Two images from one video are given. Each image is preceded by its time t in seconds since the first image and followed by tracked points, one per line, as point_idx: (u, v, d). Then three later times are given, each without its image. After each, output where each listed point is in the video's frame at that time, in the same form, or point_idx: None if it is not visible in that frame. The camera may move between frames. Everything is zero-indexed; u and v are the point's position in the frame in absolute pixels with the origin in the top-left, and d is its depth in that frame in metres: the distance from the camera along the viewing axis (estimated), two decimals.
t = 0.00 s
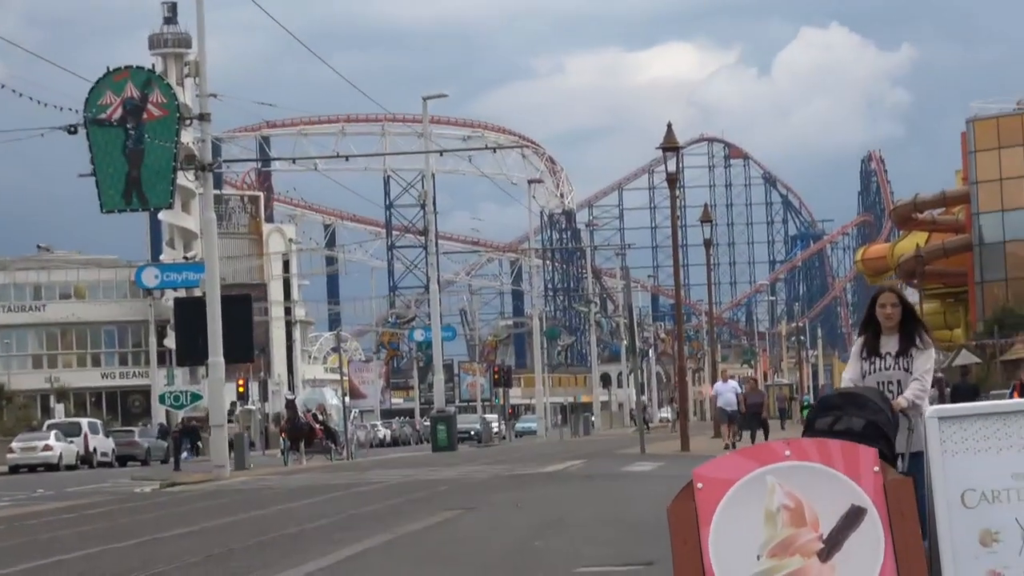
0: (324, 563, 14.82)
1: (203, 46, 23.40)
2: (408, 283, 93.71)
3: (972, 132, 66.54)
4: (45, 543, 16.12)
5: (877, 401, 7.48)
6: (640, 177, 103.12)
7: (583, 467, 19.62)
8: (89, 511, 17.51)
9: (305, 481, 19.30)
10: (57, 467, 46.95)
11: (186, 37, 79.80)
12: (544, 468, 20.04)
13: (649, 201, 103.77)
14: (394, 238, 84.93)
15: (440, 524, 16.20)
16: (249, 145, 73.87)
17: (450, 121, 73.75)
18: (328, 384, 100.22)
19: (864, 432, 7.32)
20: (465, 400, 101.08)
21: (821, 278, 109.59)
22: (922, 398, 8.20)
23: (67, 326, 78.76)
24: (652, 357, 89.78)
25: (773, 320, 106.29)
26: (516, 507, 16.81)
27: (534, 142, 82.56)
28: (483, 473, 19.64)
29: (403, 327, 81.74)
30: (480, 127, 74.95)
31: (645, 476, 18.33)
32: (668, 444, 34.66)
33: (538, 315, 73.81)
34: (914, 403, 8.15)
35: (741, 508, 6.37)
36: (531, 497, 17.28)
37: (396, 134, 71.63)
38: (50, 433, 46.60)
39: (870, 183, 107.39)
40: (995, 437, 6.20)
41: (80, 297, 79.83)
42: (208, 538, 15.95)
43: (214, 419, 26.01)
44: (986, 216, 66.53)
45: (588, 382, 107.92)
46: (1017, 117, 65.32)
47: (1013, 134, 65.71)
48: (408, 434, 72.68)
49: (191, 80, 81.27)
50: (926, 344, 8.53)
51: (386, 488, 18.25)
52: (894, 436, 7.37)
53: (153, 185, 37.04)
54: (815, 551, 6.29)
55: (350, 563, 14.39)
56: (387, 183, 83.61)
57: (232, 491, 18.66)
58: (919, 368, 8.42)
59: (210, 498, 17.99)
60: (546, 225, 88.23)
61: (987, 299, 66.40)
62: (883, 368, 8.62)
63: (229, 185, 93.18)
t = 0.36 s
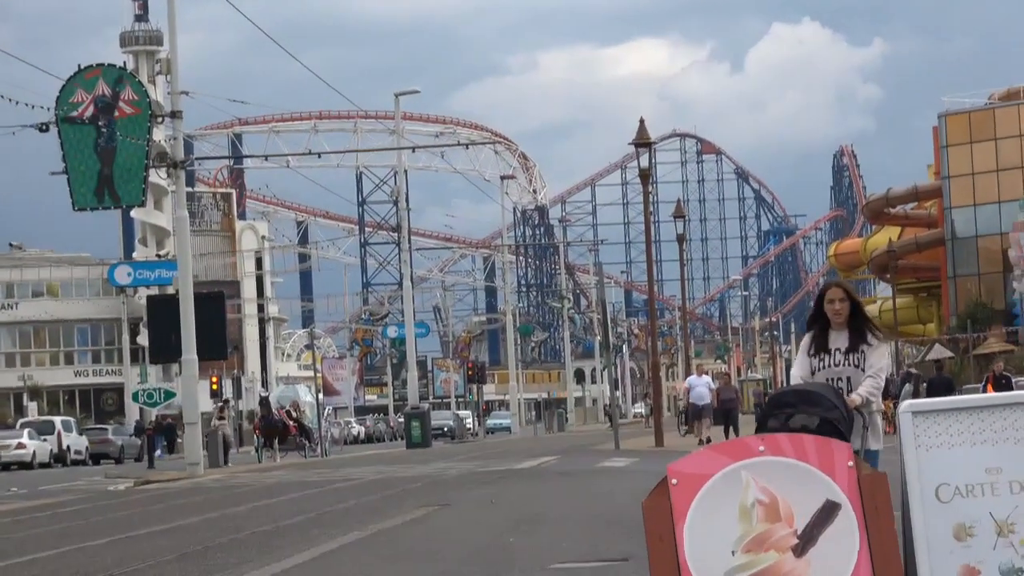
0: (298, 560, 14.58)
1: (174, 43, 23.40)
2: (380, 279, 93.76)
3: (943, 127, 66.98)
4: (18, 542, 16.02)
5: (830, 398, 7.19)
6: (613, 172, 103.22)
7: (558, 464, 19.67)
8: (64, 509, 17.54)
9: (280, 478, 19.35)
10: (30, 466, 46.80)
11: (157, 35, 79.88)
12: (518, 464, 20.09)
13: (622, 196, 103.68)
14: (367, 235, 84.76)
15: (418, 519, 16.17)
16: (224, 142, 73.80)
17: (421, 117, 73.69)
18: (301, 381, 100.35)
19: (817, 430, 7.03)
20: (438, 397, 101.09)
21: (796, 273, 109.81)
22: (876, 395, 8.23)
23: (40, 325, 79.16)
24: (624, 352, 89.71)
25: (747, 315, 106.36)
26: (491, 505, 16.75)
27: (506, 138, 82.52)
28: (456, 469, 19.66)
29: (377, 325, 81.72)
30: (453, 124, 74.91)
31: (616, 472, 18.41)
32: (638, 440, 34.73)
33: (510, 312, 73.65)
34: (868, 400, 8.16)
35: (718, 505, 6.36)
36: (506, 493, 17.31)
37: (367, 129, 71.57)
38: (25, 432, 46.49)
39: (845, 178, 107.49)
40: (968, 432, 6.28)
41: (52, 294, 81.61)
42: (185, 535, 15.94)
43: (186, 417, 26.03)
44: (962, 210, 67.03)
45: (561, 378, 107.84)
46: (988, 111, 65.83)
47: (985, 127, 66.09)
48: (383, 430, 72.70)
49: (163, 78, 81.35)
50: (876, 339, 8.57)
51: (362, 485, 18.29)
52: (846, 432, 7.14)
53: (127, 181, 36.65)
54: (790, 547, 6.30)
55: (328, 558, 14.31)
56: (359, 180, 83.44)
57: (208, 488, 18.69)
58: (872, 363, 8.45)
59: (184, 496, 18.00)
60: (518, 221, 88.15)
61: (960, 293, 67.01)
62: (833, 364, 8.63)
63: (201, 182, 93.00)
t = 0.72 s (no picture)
0: (285, 559, 14.55)
1: (161, 43, 23.39)
2: (366, 277, 93.80)
3: (929, 124, 67.10)
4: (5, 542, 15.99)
5: (797, 398, 7.04)
6: (599, 170, 103.31)
7: (545, 463, 19.69)
8: (51, 508, 17.53)
9: (266, 476, 19.37)
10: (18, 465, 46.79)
11: (142, 34, 79.79)
12: (504, 462, 20.09)
13: (608, 194, 103.54)
14: (353, 234, 84.52)
15: (406, 517, 16.17)
16: (210, 141, 73.78)
17: (407, 115, 73.57)
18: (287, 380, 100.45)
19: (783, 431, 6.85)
20: (425, 395, 101.20)
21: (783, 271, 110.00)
22: (845, 398, 8.23)
23: (27, 324, 79.19)
24: (612, 349, 89.55)
25: (734, 313, 106.26)
26: (478, 504, 16.71)
27: (491, 135, 82.52)
28: (443, 467, 19.66)
29: (363, 323, 81.75)
30: (440, 122, 74.85)
31: (604, 471, 18.52)
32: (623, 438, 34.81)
33: (498, 310, 73.27)
34: (835, 403, 8.16)
35: (705, 505, 6.14)
36: (493, 492, 17.28)
37: (351, 127, 71.56)
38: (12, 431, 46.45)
39: (832, 175, 107.59)
40: (959, 429, 5.92)
41: (38, 293, 81.32)
42: (173, 533, 15.94)
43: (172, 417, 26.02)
44: (946, 208, 66.99)
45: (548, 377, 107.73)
46: (973, 108, 66.11)
47: (972, 124, 66.37)
48: (370, 429, 72.72)
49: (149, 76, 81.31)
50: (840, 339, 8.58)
51: (350, 483, 18.32)
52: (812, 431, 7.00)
53: (112, 179, 36.62)
54: (776, 544, 6.10)
55: (317, 555, 14.33)
56: (346, 178, 83.26)
57: (194, 487, 18.70)
58: (839, 366, 8.44)
59: (171, 495, 18.01)
60: (504, 219, 87.92)
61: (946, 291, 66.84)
62: (798, 368, 8.60)
63: (185, 181, 92.74)
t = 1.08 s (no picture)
0: (284, 563, 14.53)
1: (157, 47, 23.37)
2: (362, 282, 93.80)
3: (925, 127, 66.99)
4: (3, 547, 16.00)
5: (769, 404, 6.90)
6: (595, 174, 103.35)
7: (543, 466, 19.70)
8: (48, 513, 17.54)
9: (264, 481, 19.38)
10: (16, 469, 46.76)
11: (137, 39, 79.85)
12: (501, 466, 20.09)
13: (604, 197, 103.46)
14: (349, 238, 84.52)
15: (403, 521, 16.16)
16: (206, 144, 73.81)
17: (402, 119, 73.59)
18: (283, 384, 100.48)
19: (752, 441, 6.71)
20: (421, 399, 101.23)
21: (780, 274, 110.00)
22: (821, 401, 8.14)
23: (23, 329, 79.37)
24: (608, 352, 89.57)
25: (730, 316, 106.21)
26: (475, 507, 16.69)
27: (488, 139, 82.55)
28: (440, 471, 19.66)
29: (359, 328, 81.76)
30: (435, 126, 74.86)
31: (603, 473, 18.56)
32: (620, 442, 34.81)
33: (494, 314, 73.18)
34: (813, 406, 8.06)
35: (702, 510, 6.11)
36: (491, 496, 17.27)
37: (346, 131, 71.56)
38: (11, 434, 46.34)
39: (827, 179, 107.62)
40: (956, 433, 5.90)
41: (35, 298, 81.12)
42: (170, 536, 15.95)
43: (169, 421, 26.01)
44: (942, 210, 67.08)
45: (544, 381, 107.64)
46: (969, 111, 65.89)
47: (968, 126, 66.11)
48: (366, 433, 72.70)
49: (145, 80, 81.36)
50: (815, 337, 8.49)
51: (347, 487, 18.33)
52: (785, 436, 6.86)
53: (109, 184, 36.49)
54: (774, 548, 6.08)
55: (316, 559, 14.35)
56: (342, 181, 83.26)
57: (191, 492, 18.69)
58: (815, 366, 8.35)
59: (169, 499, 18.02)
60: (500, 222, 87.87)
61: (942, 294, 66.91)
62: (774, 370, 8.52)
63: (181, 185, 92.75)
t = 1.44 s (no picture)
0: (282, 569, 14.54)
1: (155, 54, 23.34)
2: (360, 289, 93.72)
3: (923, 132, 67.25)
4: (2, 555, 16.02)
5: (742, 413, 6.76)
6: (593, 180, 103.37)
7: (541, 472, 19.68)
8: (49, 520, 17.57)
9: (263, 487, 19.36)
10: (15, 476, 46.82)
11: (135, 45, 79.91)
12: (500, 472, 20.11)
13: (602, 204, 103.57)
14: (348, 244, 84.65)
15: (401, 527, 16.16)
16: (204, 152, 73.85)
17: (401, 126, 73.75)
18: (280, 392, 100.60)
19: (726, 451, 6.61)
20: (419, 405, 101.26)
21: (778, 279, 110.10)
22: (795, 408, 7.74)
23: (22, 335, 79.37)
24: (607, 358, 89.82)
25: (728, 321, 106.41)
26: (474, 514, 16.68)
27: (486, 147, 82.69)
28: (438, 477, 19.69)
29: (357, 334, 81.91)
30: (433, 132, 75.01)
31: (602, 480, 18.55)
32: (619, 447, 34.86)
33: (492, 320, 73.28)
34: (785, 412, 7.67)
35: (699, 519, 6.11)
36: (489, 502, 17.30)
37: (344, 138, 71.61)
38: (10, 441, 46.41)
39: (825, 184, 107.84)
40: (956, 438, 5.82)
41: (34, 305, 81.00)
42: (170, 543, 15.94)
43: (169, 428, 26.01)
44: (940, 216, 66.71)
45: (542, 387, 107.80)
46: (967, 116, 66.00)
47: (966, 132, 66.24)
48: (365, 439, 72.70)
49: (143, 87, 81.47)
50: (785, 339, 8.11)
51: (345, 494, 18.31)
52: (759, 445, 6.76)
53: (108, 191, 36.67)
54: (771, 554, 6.07)
55: (314, 566, 14.34)
56: (340, 188, 83.40)
57: (190, 499, 18.68)
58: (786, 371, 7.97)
59: (168, 506, 18.02)
60: (498, 229, 88.04)
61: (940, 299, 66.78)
62: (742, 375, 8.13)
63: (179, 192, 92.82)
